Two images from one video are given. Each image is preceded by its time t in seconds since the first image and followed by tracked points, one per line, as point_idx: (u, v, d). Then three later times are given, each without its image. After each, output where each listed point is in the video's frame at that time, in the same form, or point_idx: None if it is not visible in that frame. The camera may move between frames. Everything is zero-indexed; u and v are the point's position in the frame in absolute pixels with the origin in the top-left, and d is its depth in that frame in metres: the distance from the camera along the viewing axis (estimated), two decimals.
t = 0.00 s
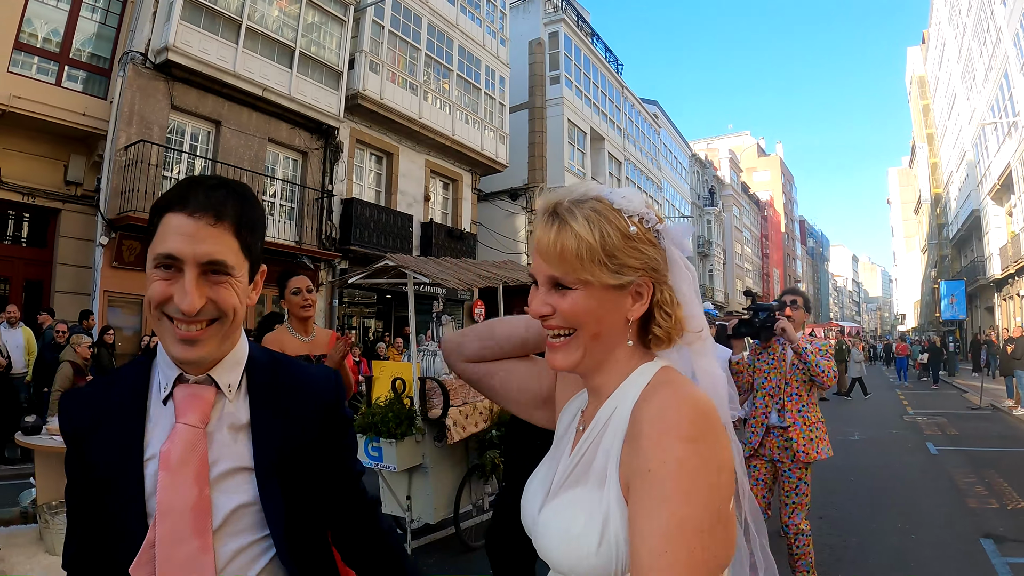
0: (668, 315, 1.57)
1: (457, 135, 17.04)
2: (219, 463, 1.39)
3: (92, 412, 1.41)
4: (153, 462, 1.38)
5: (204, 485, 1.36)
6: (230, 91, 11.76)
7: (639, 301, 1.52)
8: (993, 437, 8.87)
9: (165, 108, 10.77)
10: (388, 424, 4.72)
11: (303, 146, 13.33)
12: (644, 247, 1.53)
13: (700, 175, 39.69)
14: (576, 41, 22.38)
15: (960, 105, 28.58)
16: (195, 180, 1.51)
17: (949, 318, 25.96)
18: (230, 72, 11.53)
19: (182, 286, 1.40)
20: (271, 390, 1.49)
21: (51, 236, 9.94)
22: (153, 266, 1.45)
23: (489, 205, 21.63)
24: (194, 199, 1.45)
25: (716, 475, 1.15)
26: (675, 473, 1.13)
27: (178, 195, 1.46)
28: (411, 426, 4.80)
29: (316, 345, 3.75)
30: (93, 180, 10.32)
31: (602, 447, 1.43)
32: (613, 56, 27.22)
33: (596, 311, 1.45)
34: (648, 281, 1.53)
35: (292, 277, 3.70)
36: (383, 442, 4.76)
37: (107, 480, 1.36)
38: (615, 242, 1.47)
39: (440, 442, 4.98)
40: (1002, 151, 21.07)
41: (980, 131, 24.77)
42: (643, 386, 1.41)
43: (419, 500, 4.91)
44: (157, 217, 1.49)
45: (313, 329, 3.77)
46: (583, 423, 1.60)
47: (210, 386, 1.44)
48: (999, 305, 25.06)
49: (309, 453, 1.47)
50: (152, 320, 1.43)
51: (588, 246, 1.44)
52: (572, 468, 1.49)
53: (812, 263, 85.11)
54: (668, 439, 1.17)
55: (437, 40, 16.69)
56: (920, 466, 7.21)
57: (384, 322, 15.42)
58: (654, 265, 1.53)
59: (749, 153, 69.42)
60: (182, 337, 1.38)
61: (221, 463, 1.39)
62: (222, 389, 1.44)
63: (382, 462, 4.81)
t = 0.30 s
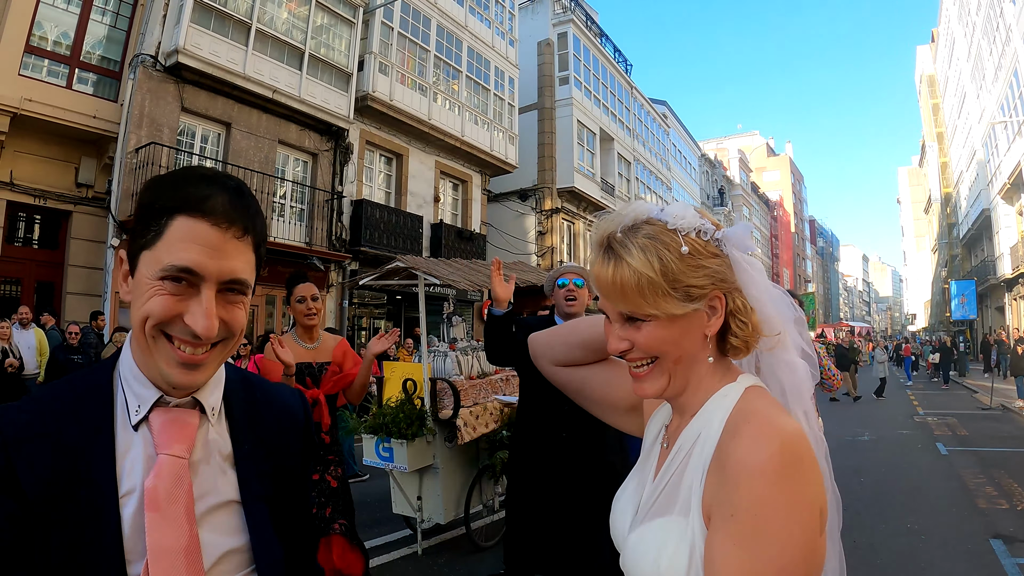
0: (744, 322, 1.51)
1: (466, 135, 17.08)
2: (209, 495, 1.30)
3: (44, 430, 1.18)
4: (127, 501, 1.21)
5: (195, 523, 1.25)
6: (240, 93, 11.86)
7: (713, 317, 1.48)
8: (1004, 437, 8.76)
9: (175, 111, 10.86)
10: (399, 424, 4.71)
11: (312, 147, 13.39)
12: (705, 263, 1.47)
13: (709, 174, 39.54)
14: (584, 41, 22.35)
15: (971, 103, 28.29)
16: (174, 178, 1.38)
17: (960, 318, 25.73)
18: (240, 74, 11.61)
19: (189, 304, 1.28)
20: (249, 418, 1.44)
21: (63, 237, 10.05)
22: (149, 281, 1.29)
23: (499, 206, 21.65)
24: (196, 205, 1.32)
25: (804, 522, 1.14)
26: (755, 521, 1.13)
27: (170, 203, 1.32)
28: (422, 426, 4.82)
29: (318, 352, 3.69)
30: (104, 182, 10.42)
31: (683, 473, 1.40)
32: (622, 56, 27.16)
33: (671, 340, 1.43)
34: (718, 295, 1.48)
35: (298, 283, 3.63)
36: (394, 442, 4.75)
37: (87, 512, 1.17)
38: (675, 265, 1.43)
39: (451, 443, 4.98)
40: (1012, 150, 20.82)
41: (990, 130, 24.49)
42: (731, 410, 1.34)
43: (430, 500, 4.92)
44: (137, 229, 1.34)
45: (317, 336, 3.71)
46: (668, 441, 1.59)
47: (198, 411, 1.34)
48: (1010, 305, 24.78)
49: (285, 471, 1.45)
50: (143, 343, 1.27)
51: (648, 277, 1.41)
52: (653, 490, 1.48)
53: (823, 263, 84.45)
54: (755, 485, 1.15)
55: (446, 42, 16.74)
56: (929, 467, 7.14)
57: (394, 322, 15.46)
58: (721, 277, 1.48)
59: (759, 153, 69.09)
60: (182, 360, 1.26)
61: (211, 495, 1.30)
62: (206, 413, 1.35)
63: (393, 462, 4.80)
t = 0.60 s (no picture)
0: (796, 307, 1.48)
1: (474, 137, 17.12)
2: (221, 501, 1.34)
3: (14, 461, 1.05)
4: (131, 520, 1.15)
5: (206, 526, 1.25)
6: (249, 95, 11.94)
7: (764, 298, 1.46)
8: (1013, 438, 8.67)
9: (184, 113, 10.94)
10: (406, 424, 4.68)
11: (320, 149, 13.45)
12: (760, 241, 1.45)
13: (717, 174, 39.37)
14: (592, 42, 22.31)
15: (979, 102, 28.03)
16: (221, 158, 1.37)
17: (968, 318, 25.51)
18: (248, 76, 11.69)
19: (274, 301, 1.36)
20: (231, 418, 1.52)
21: (73, 239, 10.15)
22: (233, 275, 1.26)
23: (506, 206, 21.67)
24: (254, 194, 1.35)
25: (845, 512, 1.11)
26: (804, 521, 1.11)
27: (210, 185, 1.30)
28: (428, 426, 4.79)
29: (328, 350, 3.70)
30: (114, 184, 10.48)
31: (729, 462, 1.38)
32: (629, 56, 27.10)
33: (718, 316, 1.42)
34: (771, 277, 1.46)
35: (308, 280, 3.69)
36: (401, 442, 4.73)
37: (89, 526, 1.10)
38: (726, 241, 1.42)
39: (456, 442, 4.97)
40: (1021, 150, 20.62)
41: (998, 129, 24.21)
42: (783, 401, 1.33)
43: (435, 500, 4.92)
44: (132, 211, 1.27)
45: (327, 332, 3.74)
46: (708, 426, 1.58)
47: (191, 410, 1.33)
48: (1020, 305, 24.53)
49: (267, 475, 1.52)
50: (214, 345, 1.23)
51: (694, 255, 1.41)
52: (694, 478, 1.46)
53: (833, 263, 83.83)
54: (800, 487, 1.13)
55: (453, 43, 16.78)
56: (936, 467, 7.08)
57: (403, 323, 15.50)
58: (774, 257, 1.45)
59: (767, 152, 68.76)
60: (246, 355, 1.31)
61: (223, 500, 1.34)
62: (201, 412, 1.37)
63: (399, 462, 4.79)
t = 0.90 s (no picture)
0: (788, 330, 1.58)
1: (480, 138, 17.15)
2: (200, 521, 1.26)
3: None
4: (120, 539, 1.07)
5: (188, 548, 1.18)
6: (256, 98, 12.02)
7: (761, 317, 1.53)
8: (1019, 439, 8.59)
9: (192, 116, 11.04)
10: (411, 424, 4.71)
11: (328, 152, 13.51)
12: (762, 261, 1.54)
13: (725, 173, 39.23)
14: (598, 43, 22.31)
15: (986, 101, 27.85)
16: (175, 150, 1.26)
17: (975, 318, 25.37)
18: (256, 80, 11.78)
19: (198, 302, 1.17)
20: (197, 435, 1.44)
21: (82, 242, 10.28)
22: (124, 278, 1.11)
23: (513, 207, 21.70)
24: (178, 178, 1.19)
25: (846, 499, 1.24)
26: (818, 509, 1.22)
27: (148, 178, 1.18)
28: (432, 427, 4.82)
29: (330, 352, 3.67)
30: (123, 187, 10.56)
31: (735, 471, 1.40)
32: (636, 57, 27.07)
33: (716, 326, 1.48)
34: (769, 298, 1.54)
35: (315, 286, 3.65)
36: (405, 442, 4.78)
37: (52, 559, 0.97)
38: (732, 256, 1.49)
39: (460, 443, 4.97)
40: None
41: (1006, 128, 24.01)
42: (783, 414, 1.42)
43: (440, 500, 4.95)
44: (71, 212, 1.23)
45: (329, 337, 3.72)
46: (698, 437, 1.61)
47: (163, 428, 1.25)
48: None
49: (237, 498, 1.45)
50: (112, 357, 1.10)
51: (702, 264, 1.48)
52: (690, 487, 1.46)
53: (841, 263, 83.27)
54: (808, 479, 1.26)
55: (460, 45, 16.84)
56: (939, 467, 7.03)
57: (410, 324, 15.57)
58: (775, 280, 1.54)
59: (775, 152, 68.51)
60: (164, 376, 1.13)
61: (202, 520, 1.27)
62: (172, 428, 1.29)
63: (405, 462, 4.82)
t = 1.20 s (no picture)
0: (771, 351, 1.60)
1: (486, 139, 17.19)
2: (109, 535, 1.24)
3: None
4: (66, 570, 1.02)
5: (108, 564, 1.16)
6: (263, 101, 12.11)
7: (747, 337, 1.54)
8: None
9: (200, 119, 11.12)
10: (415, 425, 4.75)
11: (335, 154, 13.58)
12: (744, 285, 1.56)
13: (731, 174, 39.15)
14: (603, 43, 22.32)
15: (992, 100, 27.71)
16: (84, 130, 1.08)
17: (981, 318, 25.20)
18: (263, 83, 11.88)
19: (134, 299, 1.08)
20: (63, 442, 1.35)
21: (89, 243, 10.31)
22: (61, 270, 0.98)
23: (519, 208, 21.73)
24: (85, 161, 1.03)
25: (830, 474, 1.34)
26: (796, 463, 1.29)
27: (38, 161, 1.00)
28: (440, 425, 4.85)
29: (330, 350, 3.68)
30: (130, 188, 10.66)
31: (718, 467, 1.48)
32: (641, 57, 27.08)
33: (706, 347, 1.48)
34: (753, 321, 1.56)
35: (311, 287, 3.72)
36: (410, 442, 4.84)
37: None
38: (720, 283, 1.51)
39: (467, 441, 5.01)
40: None
41: (1011, 126, 23.85)
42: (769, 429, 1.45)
43: (445, 497, 4.98)
44: None
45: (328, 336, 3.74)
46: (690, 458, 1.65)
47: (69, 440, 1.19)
48: None
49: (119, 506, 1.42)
50: (40, 364, 0.98)
51: (691, 290, 1.49)
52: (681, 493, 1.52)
53: (849, 263, 82.77)
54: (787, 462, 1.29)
55: (466, 47, 16.90)
56: (942, 467, 6.98)
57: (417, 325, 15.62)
58: (759, 304, 1.57)
59: (782, 152, 68.41)
60: (100, 375, 1.05)
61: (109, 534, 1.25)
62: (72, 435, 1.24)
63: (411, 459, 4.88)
